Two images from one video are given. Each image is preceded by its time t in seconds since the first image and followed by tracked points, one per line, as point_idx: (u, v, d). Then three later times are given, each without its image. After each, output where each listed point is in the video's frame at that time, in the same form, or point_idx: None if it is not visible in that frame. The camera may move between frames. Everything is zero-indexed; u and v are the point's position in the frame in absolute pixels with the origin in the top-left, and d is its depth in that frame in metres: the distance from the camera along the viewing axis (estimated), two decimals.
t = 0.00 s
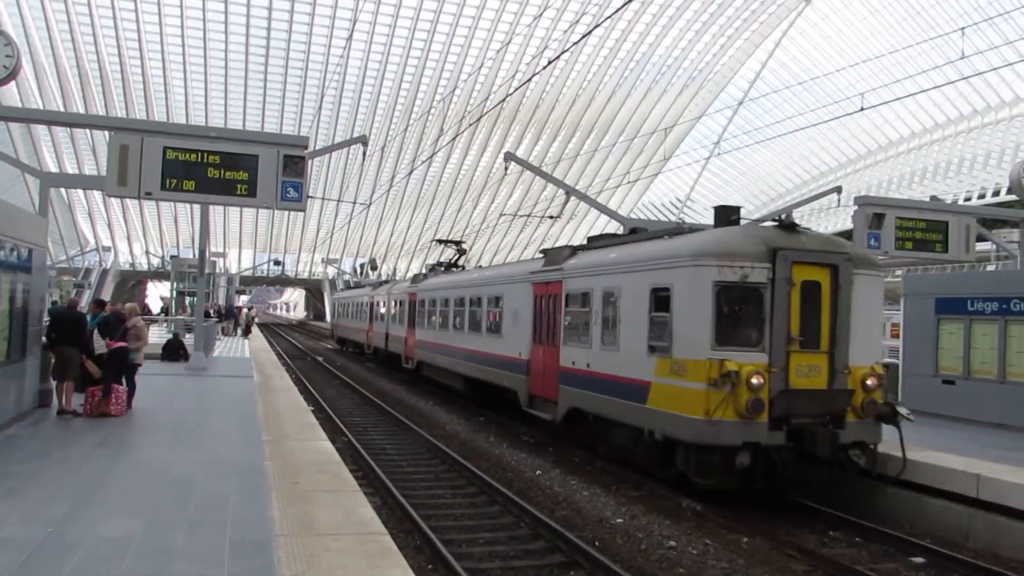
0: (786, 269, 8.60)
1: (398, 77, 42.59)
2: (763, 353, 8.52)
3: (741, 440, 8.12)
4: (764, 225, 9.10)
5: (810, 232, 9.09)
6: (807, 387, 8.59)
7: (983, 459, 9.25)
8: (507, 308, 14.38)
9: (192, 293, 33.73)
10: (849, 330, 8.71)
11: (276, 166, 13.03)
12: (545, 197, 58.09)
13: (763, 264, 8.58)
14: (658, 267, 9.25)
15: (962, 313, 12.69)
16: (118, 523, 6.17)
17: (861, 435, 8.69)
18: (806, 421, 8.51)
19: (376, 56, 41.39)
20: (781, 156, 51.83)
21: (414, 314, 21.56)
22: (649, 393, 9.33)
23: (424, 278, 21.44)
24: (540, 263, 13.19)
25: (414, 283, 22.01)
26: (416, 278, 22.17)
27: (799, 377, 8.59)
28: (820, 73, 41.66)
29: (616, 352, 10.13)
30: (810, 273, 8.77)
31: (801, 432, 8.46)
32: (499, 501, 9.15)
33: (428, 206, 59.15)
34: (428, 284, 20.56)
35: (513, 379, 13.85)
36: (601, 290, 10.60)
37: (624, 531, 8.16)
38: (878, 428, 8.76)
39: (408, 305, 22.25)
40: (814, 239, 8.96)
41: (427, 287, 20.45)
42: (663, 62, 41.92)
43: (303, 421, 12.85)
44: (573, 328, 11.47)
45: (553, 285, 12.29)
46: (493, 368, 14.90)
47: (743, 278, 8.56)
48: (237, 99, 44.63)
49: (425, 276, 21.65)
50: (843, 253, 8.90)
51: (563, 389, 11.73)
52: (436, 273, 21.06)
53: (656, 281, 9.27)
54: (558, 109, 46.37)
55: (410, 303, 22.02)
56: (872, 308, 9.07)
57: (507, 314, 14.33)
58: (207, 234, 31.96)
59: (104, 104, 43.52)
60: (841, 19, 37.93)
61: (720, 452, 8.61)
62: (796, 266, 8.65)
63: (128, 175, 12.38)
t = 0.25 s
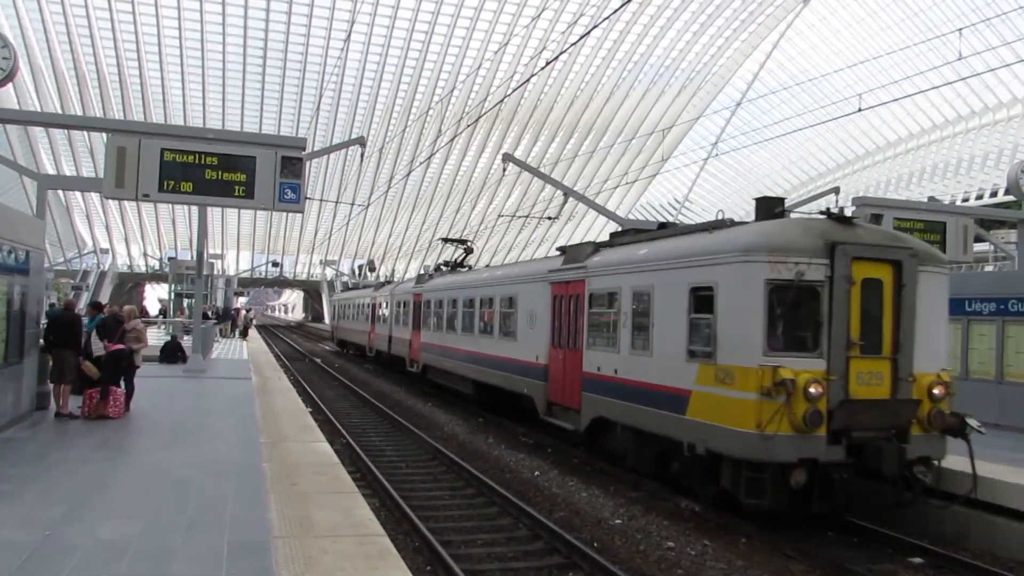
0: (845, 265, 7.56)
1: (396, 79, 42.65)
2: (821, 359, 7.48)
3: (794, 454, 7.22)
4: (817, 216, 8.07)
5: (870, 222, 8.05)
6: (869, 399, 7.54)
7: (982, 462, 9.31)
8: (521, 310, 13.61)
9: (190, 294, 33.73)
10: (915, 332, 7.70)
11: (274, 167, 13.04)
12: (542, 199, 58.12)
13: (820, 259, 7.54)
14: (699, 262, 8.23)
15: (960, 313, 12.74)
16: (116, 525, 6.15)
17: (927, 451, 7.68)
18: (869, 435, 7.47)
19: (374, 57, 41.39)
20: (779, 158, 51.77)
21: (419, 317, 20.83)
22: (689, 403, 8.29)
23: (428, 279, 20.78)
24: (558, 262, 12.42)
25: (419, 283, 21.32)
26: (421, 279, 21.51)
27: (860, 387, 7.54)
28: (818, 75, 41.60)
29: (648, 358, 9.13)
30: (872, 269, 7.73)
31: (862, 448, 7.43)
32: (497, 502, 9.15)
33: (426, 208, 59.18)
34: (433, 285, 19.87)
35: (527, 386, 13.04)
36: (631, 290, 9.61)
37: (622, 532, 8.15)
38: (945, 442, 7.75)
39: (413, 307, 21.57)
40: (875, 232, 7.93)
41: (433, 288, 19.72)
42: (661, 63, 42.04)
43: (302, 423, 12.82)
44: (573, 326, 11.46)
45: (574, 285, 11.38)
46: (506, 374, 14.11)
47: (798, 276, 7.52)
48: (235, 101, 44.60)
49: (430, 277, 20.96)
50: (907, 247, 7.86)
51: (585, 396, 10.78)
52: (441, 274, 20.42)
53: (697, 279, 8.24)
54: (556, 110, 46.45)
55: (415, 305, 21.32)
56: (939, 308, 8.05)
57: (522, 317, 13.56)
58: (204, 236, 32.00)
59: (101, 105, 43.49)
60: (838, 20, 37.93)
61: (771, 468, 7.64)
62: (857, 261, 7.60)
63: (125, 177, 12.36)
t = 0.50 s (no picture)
0: (921, 262, 6.94)
1: (395, 80, 42.66)
2: (894, 367, 6.86)
3: (864, 473, 6.61)
4: (885, 208, 7.46)
5: (944, 215, 7.42)
6: (948, 410, 6.93)
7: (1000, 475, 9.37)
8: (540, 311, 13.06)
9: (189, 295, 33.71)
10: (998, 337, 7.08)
11: (272, 168, 13.08)
12: (542, 199, 58.13)
13: (893, 256, 6.92)
14: (753, 260, 7.63)
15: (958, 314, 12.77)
16: (116, 525, 6.17)
17: (1009, 467, 7.09)
18: (947, 453, 6.89)
19: (373, 58, 41.39)
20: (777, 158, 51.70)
21: (427, 318, 20.31)
22: (743, 414, 7.65)
23: (435, 279, 20.29)
24: (581, 260, 11.88)
25: (426, 283, 20.82)
26: (427, 279, 21.02)
27: (938, 398, 6.93)
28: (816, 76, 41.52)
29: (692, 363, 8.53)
30: (949, 267, 7.10)
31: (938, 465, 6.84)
32: (497, 502, 9.16)
33: (425, 208, 59.18)
34: (441, 284, 19.34)
35: (549, 390, 12.48)
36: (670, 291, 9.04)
37: (621, 532, 8.17)
38: None
39: (418, 307, 21.06)
40: (950, 225, 7.30)
41: (440, 288, 19.21)
42: (660, 63, 42.16)
43: (302, 424, 12.83)
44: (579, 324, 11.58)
45: (603, 285, 10.81)
46: (525, 377, 13.56)
47: (868, 274, 6.90)
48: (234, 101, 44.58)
49: (437, 277, 20.46)
50: (988, 242, 7.24)
51: (616, 403, 10.19)
52: (448, 274, 19.95)
53: (751, 278, 7.63)
54: (556, 110, 46.50)
55: (422, 305, 20.80)
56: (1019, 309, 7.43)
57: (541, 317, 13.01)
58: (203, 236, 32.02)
59: (100, 106, 43.44)
60: (837, 22, 37.87)
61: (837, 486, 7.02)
62: (934, 258, 6.98)
63: (124, 177, 12.37)
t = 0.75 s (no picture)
0: None
1: (396, 79, 42.64)
2: (993, 374, 6.04)
3: (961, 498, 5.80)
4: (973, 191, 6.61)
5: None
6: None
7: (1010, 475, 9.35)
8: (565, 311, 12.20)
9: (191, 296, 33.68)
10: None
11: (274, 169, 13.09)
12: (543, 199, 58.12)
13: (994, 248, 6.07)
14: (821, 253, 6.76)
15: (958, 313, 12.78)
16: (117, 526, 6.17)
17: None
18: None
19: (374, 58, 41.40)
20: (779, 157, 51.60)
21: (438, 319, 19.55)
22: (808, 428, 6.76)
23: (446, 278, 19.59)
24: (612, 255, 11.02)
25: (435, 282, 20.14)
26: (437, 278, 20.35)
27: None
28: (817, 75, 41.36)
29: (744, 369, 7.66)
30: None
31: None
32: (499, 502, 9.15)
33: (427, 208, 59.19)
34: (453, 284, 18.63)
35: (575, 396, 11.62)
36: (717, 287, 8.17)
37: (623, 532, 8.17)
38: None
39: (428, 308, 20.34)
40: None
41: (452, 288, 18.50)
42: (661, 63, 42.22)
43: (304, 424, 12.83)
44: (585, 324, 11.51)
45: (637, 282, 9.95)
46: (547, 382, 12.73)
47: (964, 268, 6.05)
48: (234, 102, 44.58)
49: (447, 276, 19.75)
50: None
51: (650, 411, 9.33)
52: (458, 273, 19.28)
53: (819, 272, 6.75)
54: (557, 109, 46.52)
55: (432, 305, 20.09)
56: None
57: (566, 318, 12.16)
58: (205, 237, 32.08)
59: (101, 106, 43.43)
60: (837, 21, 37.75)
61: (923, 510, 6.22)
62: None
63: (125, 178, 12.39)
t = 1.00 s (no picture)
0: None
1: (400, 80, 42.65)
2: None
3: None
4: None
5: None
6: None
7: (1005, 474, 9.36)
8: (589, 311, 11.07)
9: (194, 297, 33.75)
10: None
11: (277, 170, 13.09)
12: (546, 199, 58.15)
13: None
14: (917, 240, 5.75)
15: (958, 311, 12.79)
16: (120, 528, 6.16)
17: None
18: None
19: (377, 59, 41.46)
20: (782, 156, 51.46)
21: (449, 319, 18.61)
22: (895, 446, 5.78)
23: (457, 277, 18.68)
24: (644, 248, 9.91)
25: (445, 281, 19.25)
26: (447, 277, 19.45)
27: None
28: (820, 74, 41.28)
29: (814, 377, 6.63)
30: None
31: None
32: (502, 502, 9.14)
33: (429, 209, 59.28)
34: (464, 282, 17.68)
35: (601, 404, 10.48)
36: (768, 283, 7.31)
37: (627, 532, 8.14)
38: None
39: (439, 308, 19.42)
40: None
41: (463, 287, 17.58)
42: (664, 62, 42.30)
43: (307, 425, 12.82)
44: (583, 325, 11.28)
45: (677, 279, 8.88)
46: (569, 388, 11.64)
47: None
48: (237, 103, 44.67)
49: (458, 275, 18.83)
50: None
51: (692, 423, 8.30)
52: (468, 271, 18.38)
53: (913, 264, 5.77)
54: (559, 109, 46.63)
55: (442, 305, 19.17)
56: None
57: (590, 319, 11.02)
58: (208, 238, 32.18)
59: (104, 108, 43.48)
60: (840, 20, 37.59)
61: None
62: None
63: (128, 180, 12.42)
